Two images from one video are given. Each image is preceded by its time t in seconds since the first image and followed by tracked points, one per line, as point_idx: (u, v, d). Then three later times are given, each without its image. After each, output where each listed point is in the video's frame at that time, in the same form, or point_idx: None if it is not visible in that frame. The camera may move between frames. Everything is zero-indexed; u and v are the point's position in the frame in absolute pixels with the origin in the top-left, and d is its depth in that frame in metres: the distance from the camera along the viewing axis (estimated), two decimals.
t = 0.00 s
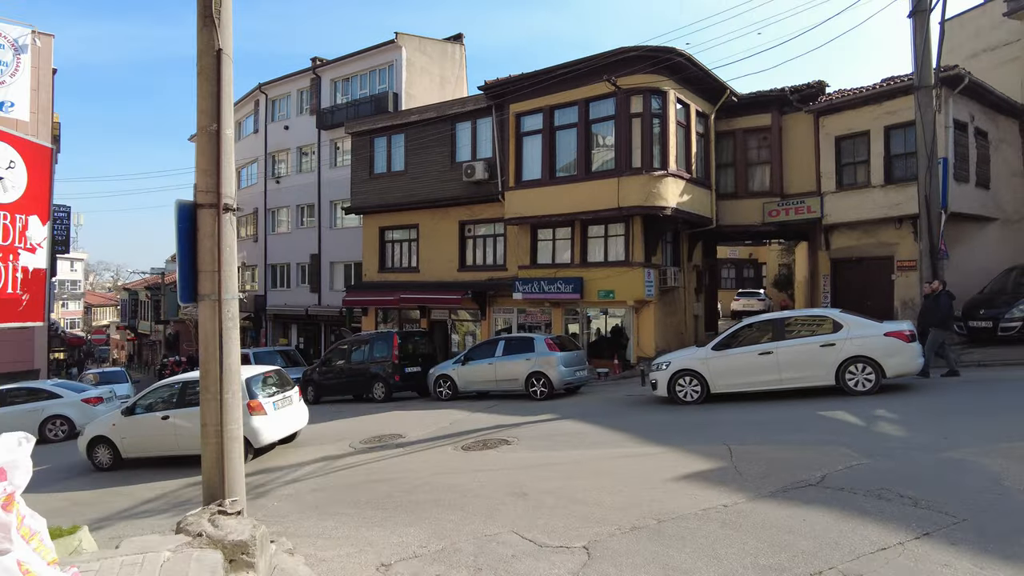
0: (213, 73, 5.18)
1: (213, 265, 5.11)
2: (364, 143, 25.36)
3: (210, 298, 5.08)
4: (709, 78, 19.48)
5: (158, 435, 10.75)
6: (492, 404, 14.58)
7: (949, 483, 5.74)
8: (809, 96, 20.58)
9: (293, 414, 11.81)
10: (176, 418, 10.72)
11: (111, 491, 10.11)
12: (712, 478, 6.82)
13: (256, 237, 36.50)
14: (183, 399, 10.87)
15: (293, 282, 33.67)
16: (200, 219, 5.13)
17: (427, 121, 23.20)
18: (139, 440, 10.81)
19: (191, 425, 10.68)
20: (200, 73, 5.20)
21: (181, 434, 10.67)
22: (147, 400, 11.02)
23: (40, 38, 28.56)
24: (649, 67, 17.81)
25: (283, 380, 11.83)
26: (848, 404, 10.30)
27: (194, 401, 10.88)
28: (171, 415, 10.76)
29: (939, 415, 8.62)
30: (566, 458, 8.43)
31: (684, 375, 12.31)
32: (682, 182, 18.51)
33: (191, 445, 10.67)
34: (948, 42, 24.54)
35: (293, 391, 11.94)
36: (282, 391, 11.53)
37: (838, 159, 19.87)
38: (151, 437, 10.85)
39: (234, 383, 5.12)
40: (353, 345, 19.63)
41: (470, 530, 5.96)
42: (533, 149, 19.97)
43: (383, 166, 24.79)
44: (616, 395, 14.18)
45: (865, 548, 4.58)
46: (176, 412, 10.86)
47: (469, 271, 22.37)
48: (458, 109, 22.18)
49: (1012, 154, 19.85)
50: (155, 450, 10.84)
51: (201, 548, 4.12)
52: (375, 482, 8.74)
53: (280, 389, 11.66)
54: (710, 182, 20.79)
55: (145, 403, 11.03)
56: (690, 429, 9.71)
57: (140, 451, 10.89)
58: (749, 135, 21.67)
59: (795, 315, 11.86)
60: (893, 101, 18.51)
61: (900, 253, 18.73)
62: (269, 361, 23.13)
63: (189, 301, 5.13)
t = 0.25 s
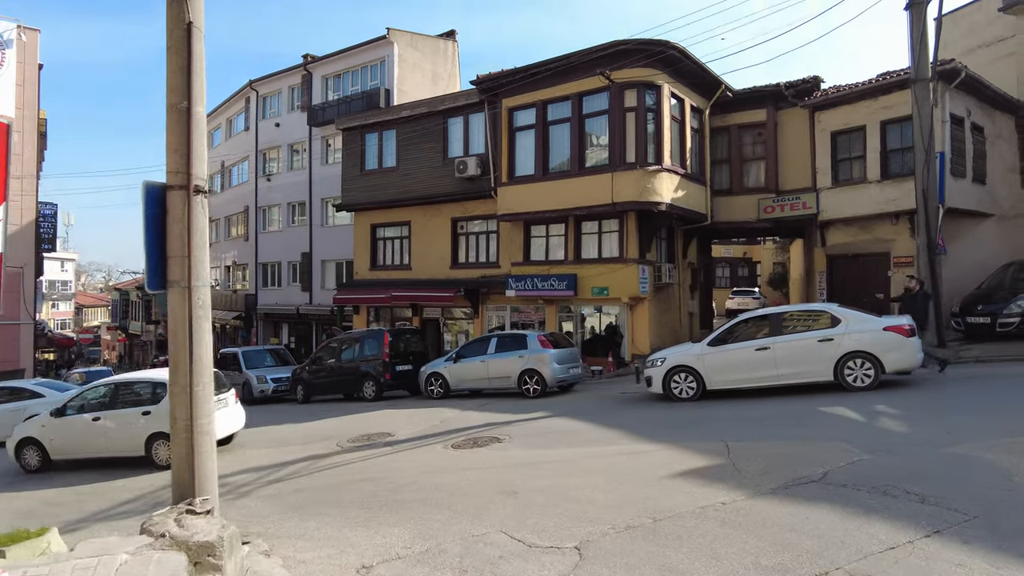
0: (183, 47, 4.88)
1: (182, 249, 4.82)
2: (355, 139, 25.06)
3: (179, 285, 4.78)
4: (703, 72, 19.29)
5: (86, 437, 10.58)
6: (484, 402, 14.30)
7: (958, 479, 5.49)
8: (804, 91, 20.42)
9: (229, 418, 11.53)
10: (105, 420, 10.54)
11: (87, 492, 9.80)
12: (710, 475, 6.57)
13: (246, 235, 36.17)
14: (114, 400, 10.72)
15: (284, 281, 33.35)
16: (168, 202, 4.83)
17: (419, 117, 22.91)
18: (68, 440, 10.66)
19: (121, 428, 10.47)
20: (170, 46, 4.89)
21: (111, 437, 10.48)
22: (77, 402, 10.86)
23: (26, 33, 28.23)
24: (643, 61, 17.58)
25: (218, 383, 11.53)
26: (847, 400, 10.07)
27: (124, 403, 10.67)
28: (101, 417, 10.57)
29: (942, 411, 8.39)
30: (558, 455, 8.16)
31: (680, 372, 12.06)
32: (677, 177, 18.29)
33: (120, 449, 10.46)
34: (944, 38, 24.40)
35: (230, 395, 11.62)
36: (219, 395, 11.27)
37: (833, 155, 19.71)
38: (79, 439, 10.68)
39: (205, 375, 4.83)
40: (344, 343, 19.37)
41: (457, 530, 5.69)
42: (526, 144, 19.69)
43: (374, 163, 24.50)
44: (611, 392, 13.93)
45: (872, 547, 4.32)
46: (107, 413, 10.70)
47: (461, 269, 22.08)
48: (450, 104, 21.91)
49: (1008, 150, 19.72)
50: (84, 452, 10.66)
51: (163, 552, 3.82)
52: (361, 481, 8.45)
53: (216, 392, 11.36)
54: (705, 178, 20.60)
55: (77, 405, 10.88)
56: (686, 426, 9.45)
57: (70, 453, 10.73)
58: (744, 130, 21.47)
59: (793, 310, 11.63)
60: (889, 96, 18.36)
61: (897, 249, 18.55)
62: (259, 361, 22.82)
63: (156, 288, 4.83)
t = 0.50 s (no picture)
0: (157, 25, 4.61)
1: (156, 238, 4.57)
2: (351, 136, 24.80)
3: (154, 276, 4.53)
4: (703, 66, 19.05)
5: (21, 442, 10.90)
6: (481, 400, 14.04)
7: (973, 479, 5.24)
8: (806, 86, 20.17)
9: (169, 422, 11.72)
10: (39, 424, 10.85)
11: (74, 493, 9.56)
12: (713, 475, 6.32)
13: (243, 234, 35.92)
14: (48, 404, 11.05)
15: (280, 280, 33.11)
16: (142, 188, 4.57)
17: (415, 113, 22.66)
18: (3, 445, 10.97)
19: (55, 432, 10.76)
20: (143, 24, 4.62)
21: (44, 440, 10.78)
22: (13, 409, 11.20)
23: (18, 29, 27.96)
24: (642, 55, 17.34)
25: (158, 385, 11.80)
26: (853, 398, 9.82)
27: (60, 407, 10.98)
28: (35, 422, 10.89)
29: (952, 408, 8.14)
30: (555, 455, 7.90)
31: (681, 369, 11.82)
32: (677, 173, 18.05)
33: (54, 452, 10.73)
34: (946, 33, 24.15)
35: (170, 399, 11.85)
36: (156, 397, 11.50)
37: (835, 150, 19.46)
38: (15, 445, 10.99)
39: (181, 370, 4.59)
40: (339, 342, 19.12)
41: (448, 534, 5.44)
42: (524, 140, 19.44)
43: (370, 160, 24.24)
44: (610, 391, 13.68)
45: (887, 552, 4.07)
46: (41, 417, 11.01)
47: (459, 267, 21.82)
48: (447, 100, 21.65)
49: (1012, 145, 19.47)
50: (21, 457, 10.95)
51: (129, 559, 3.58)
52: (352, 482, 8.19)
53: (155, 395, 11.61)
54: (706, 175, 20.36)
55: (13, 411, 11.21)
56: (688, 424, 9.20)
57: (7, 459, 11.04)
58: (744, 126, 21.22)
59: (797, 306, 11.36)
60: (891, 90, 18.11)
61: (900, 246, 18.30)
62: (254, 360, 22.58)
63: (130, 279, 4.58)
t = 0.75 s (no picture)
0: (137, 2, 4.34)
1: (137, 229, 4.30)
2: (350, 133, 24.53)
3: (133, 268, 4.26)
4: (706, 62, 18.81)
5: None
6: (482, 401, 13.78)
7: (1000, 484, 4.98)
8: (810, 82, 19.91)
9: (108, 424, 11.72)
10: None
11: (62, 496, 9.31)
12: (724, 478, 6.06)
13: (242, 233, 35.66)
14: None
15: (279, 279, 32.86)
16: (121, 175, 4.30)
17: (415, 110, 22.39)
18: None
19: None
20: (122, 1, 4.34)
21: None
22: None
23: (13, 26, 27.67)
24: (644, 49, 17.08)
25: (97, 388, 11.80)
26: (864, 398, 9.55)
27: None
28: None
29: (969, 409, 7.87)
30: (558, 457, 7.63)
31: (686, 368, 11.55)
32: (680, 170, 17.79)
33: None
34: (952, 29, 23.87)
35: (108, 401, 11.86)
36: (94, 400, 11.50)
37: (840, 147, 19.19)
38: None
39: (163, 369, 4.31)
40: (337, 341, 18.86)
41: (447, 541, 5.19)
42: (525, 136, 19.17)
43: (369, 157, 23.98)
44: (613, 391, 13.41)
45: (916, 563, 3.81)
46: None
47: (459, 265, 21.55)
48: (447, 96, 21.39)
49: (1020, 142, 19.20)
50: None
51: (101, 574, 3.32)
52: (348, 485, 7.91)
53: (91, 398, 11.60)
54: (709, 172, 20.09)
55: None
56: (694, 426, 8.93)
57: None
58: (748, 123, 20.95)
59: (805, 305, 11.08)
60: (897, 86, 17.83)
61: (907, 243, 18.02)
62: (251, 359, 22.32)
63: (108, 272, 4.30)
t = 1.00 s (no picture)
0: None
1: (119, 222, 4.00)
2: (351, 130, 24.25)
3: (115, 264, 3.97)
4: (713, 57, 18.50)
5: None
6: (485, 402, 13.49)
7: None
8: (818, 79, 19.60)
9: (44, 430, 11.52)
10: None
11: (53, 502, 9.03)
12: (743, 487, 5.76)
13: (242, 232, 35.40)
14: None
15: (280, 278, 32.60)
16: (103, 163, 4.01)
17: (417, 106, 22.09)
18: None
19: None
20: None
21: None
22: None
23: (12, 22, 27.39)
24: (650, 44, 16.77)
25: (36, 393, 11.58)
26: (881, 401, 9.24)
27: None
28: None
29: (993, 413, 7.57)
30: (566, 463, 7.33)
31: (695, 370, 11.24)
32: (686, 167, 17.50)
33: None
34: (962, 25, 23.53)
35: (47, 406, 11.65)
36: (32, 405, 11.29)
37: (849, 144, 18.87)
38: None
39: (147, 373, 4.02)
40: (337, 341, 18.57)
41: (451, 555, 4.90)
42: (529, 133, 18.87)
43: (371, 155, 23.69)
44: (620, 392, 13.11)
45: None
46: None
47: (461, 264, 21.26)
48: (449, 92, 21.09)
49: None
50: None
51: None
52: (347, 491, 7.62)
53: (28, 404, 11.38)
54: (716, 169, 19.78)
55: None
56: (706, 430, 8.62)
57: None
58: (755, 120, 20.63)
59: (818, 304, 10.77)
60: (907, 82, 17.51)
61: (918, 242, 17.69)
62: (251, 359, 22.05)
63: (88, 268, 4.01)
